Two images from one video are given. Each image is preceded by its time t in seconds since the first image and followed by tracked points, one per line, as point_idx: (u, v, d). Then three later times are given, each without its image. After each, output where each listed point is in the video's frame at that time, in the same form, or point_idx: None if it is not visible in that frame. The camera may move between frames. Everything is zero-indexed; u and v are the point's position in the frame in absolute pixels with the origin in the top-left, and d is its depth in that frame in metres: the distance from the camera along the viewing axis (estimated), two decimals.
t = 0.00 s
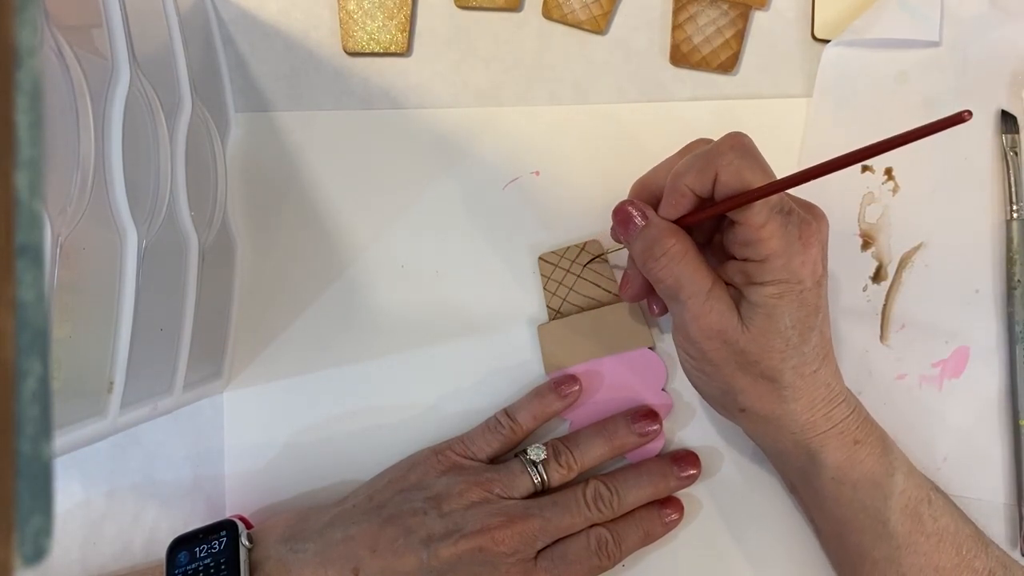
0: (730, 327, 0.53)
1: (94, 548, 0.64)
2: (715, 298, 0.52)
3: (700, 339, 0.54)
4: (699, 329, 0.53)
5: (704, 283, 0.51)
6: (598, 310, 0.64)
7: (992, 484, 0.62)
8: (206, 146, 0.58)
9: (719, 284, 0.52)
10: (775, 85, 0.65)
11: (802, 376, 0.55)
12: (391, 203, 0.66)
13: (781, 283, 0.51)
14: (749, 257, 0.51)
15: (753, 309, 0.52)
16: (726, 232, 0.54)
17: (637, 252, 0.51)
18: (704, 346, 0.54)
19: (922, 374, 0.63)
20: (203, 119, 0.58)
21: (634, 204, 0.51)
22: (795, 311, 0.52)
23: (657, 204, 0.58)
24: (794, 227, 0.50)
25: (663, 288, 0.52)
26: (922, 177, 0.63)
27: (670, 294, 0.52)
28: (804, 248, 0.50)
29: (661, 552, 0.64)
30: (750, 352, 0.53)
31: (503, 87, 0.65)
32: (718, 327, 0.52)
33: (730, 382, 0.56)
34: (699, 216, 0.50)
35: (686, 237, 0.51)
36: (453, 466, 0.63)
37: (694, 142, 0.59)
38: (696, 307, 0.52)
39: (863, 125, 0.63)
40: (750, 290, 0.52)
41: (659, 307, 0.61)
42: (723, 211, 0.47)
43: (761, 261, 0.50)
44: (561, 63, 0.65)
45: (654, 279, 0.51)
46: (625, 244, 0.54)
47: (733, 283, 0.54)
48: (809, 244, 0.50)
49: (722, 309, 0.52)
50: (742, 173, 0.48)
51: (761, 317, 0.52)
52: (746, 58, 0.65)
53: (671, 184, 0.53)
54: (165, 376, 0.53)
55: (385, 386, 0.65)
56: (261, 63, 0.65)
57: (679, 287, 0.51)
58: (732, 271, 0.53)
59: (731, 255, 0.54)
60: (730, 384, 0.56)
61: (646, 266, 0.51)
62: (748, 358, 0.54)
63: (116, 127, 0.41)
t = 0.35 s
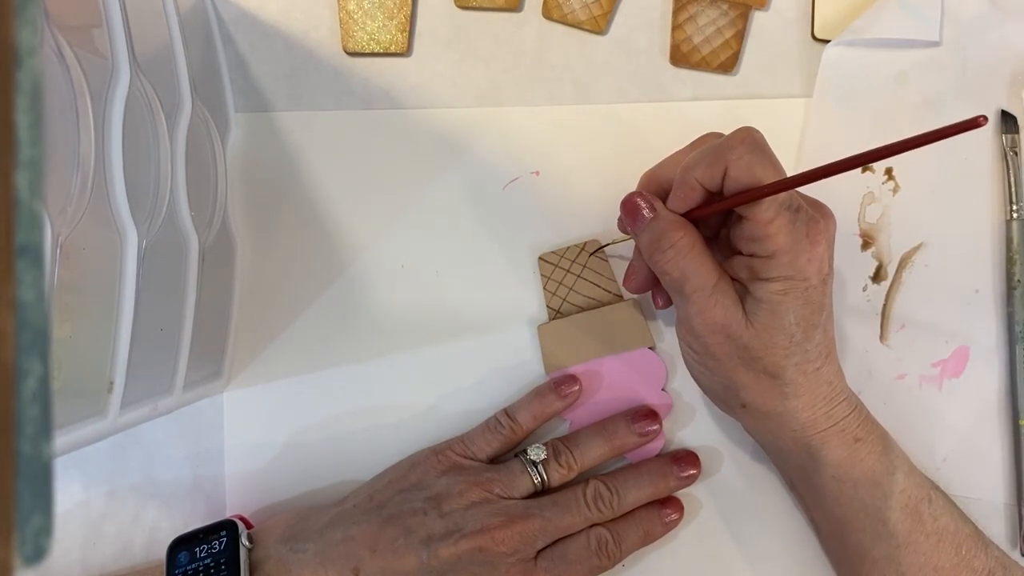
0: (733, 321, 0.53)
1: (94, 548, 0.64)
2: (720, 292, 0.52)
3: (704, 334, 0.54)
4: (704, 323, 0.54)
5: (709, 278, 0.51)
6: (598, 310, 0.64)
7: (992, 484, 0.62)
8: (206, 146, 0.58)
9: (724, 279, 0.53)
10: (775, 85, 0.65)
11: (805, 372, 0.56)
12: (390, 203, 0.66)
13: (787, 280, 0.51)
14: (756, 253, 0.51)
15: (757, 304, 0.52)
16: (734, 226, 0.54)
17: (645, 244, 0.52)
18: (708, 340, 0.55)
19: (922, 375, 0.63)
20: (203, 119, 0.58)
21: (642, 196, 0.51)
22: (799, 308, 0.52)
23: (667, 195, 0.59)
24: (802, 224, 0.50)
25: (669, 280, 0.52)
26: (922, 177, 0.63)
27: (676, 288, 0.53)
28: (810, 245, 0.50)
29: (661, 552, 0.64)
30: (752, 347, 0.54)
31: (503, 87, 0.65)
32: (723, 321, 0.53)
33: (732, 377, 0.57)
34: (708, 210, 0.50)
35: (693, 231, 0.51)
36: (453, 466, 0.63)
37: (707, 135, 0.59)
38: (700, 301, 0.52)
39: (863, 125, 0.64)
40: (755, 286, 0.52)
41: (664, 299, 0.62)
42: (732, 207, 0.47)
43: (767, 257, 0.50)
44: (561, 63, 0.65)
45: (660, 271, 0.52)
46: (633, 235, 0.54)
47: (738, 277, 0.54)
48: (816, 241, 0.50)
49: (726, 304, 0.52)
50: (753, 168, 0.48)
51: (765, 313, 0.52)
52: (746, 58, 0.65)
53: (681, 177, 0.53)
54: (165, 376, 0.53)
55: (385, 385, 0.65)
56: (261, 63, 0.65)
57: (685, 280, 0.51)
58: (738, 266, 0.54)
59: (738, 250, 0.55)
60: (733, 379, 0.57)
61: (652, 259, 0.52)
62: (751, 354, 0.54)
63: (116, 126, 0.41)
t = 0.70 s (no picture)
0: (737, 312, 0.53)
1: (94, 548, 0.64)
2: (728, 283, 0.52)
3: (711, 325, 0.54)
4: (710, 315, 0.53)
5: (719, 268, 0.51)
6: (598, 310, 0.64)
7: (992, 483, 0.62)
8: (206, 147, 0.58)
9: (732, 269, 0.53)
10: (775, 85, 0.65)
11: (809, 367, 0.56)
12: (391, 203, 0.66)
13: (795, 273, 0.51)
14: (766, 245, 0.52)
15: (765, 297, 0.52)
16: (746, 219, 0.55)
17: (655, 231, 0.52)
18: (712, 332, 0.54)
19: (922, 375, 0.63)
20: (203, 118, 0.58)
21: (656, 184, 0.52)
22: (806, 304, 0.52)
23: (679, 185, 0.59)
24: (814, 219, 0.50)
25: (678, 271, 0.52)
26: (922, 177, 0.63)
27: (684, 278, 0.53)
28: (821, 241, 0.50)
29: (661, 552, 0.64)
30: (758, 340, 0.54)
31: (503, 87, 0.65)
32: (729, 313, 0.53)
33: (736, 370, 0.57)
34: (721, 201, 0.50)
35: (705, 220, 0.51)
36: (453, 466, 0.63)
37: (721, 127, 0.59)
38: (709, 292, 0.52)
39: (863, 126, 0.64)
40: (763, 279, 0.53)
41: (671, 290, 0.62)
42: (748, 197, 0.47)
43: (778, 249, 0.51)
44: (561, 63, 0.65)
45: (669, 260, 0.52)
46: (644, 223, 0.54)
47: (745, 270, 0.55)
48: (827, 237, 0.51)
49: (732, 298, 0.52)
50: (770, 161, 0.48)
51: (773, 306, 0.52)
52: (746, 58, 0.65)
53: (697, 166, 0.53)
54: (165, 376, 0.53)
55: (385, 385, 0.65)
56: (262, 63, 0.65)
57: (694, 270, 0.51)
58: (748, 259, 0.54)
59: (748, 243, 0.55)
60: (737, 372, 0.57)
61: (662, 247, 0.52)
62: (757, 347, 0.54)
63: (117, 126, 0.41)
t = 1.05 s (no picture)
0: (775, 358, 0.52)
1: (94, 547, 0.64)
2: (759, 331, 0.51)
3: (744, 373, 0.53)
4: (745, 365, 0.53)
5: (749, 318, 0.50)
6: (598, 310, 0.64)
7: (993, 484, 0.62)
8: (206, 147, 0.58)
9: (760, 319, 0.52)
10: (775, 85, 0.65)
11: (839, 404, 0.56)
12: (391, 203, 0.66)
13: (826, 313, 0.51)
14: (793, 286, 0.51)
15: (796, 339, 0.52)
16: (764, 261, 0.54)
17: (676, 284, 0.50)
18: (752, 379, 0.53)
19: (922, 375, 0.63)
20: (203, 118, 0.58)
21: (666, 233, 0.50)
22: (838, 339, 0.53)
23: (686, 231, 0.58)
24: (840, 255, 0.50)
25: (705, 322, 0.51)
26: (923, 177, 0.63)
27: (713, 331, 0.51)
28: (850, 277, 0.50)
29: (661, 552, 0.64)
30: (792, 383, 0.54)
31: (503, 87, 0.65)
32: (763, 362, 0.52)
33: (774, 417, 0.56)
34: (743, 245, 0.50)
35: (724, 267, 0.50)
36: (453, 465, 0.63)
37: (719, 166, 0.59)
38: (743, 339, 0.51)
39: (863, 127, 0.64)
40: (793, 321, 0.52)
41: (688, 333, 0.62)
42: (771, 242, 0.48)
43: (806, 291, 0.50)
44: (561, 63, 0.65)
45: (698, 314, 0.50)
46: (655, 273, 0.52)
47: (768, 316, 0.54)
48: (853, 271, 0.51)
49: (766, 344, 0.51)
50: (793, 202, 0.49)
51: (805, 347, 0.52)
52: (746, 58, 0.65)
53: (712, 212, 0.53)
54: (165, 376, 0.53)
55: (386, 385, 0.65)
56: (262, 63, 0.65)
57: (728, 321, 0.50)
58: (772, 301, 0.53)
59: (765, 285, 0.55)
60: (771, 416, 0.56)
61: (684, 299, 0.50)
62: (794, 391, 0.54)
63: (117, 127, 0.41)
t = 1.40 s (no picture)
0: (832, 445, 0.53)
1: (94, 547, 0.64)
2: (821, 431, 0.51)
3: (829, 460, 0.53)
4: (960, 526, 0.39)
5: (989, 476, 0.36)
6: (597, 310, 0.64)
7: (993, 485, 0.62)
8: (206, 147, 0.58)
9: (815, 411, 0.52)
10: (775, 85, 0.65)
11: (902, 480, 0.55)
12: (390, 203, 0.66)
13: None
14: None
15: None
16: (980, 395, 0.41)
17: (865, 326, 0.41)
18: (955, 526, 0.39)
19: (922, 375, 0.63)
20: (204, 119, 0.58)
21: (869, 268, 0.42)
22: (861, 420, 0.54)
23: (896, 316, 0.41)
24: None
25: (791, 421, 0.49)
26: (923, 176, 0.63)
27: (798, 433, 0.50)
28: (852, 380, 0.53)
29: (661, 552, 0.64)
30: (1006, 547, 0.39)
31: (503, 88, 0.65)
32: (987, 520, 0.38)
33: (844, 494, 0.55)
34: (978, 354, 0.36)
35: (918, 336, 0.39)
36: (453, 465, 0.63)
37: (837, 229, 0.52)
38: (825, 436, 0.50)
39: (863, 127, 0.64)
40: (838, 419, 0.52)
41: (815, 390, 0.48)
42: None
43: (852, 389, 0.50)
44: (561, 63, 0.65)
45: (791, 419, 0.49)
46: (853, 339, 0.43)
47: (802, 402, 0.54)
48: None
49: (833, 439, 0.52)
50: None
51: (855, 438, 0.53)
52: (746, 59, 0.65)
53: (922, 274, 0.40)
54: (165, 376, 0.53)
55: (386, 385, 0.66)
56: (262, 64, 0.65)
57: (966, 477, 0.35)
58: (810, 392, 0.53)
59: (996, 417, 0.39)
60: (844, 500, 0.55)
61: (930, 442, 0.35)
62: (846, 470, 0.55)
63: (117, 126, 0.41)
